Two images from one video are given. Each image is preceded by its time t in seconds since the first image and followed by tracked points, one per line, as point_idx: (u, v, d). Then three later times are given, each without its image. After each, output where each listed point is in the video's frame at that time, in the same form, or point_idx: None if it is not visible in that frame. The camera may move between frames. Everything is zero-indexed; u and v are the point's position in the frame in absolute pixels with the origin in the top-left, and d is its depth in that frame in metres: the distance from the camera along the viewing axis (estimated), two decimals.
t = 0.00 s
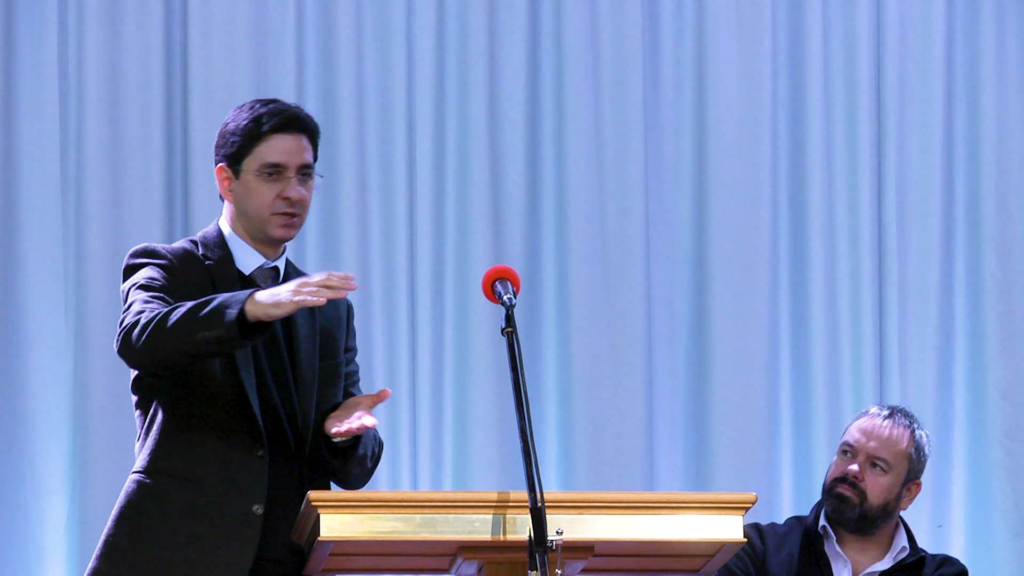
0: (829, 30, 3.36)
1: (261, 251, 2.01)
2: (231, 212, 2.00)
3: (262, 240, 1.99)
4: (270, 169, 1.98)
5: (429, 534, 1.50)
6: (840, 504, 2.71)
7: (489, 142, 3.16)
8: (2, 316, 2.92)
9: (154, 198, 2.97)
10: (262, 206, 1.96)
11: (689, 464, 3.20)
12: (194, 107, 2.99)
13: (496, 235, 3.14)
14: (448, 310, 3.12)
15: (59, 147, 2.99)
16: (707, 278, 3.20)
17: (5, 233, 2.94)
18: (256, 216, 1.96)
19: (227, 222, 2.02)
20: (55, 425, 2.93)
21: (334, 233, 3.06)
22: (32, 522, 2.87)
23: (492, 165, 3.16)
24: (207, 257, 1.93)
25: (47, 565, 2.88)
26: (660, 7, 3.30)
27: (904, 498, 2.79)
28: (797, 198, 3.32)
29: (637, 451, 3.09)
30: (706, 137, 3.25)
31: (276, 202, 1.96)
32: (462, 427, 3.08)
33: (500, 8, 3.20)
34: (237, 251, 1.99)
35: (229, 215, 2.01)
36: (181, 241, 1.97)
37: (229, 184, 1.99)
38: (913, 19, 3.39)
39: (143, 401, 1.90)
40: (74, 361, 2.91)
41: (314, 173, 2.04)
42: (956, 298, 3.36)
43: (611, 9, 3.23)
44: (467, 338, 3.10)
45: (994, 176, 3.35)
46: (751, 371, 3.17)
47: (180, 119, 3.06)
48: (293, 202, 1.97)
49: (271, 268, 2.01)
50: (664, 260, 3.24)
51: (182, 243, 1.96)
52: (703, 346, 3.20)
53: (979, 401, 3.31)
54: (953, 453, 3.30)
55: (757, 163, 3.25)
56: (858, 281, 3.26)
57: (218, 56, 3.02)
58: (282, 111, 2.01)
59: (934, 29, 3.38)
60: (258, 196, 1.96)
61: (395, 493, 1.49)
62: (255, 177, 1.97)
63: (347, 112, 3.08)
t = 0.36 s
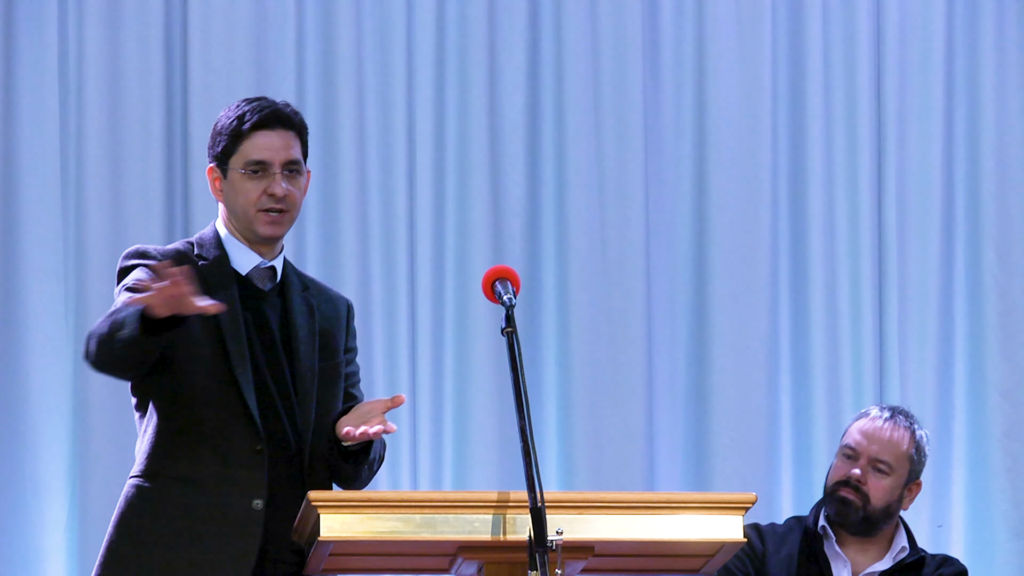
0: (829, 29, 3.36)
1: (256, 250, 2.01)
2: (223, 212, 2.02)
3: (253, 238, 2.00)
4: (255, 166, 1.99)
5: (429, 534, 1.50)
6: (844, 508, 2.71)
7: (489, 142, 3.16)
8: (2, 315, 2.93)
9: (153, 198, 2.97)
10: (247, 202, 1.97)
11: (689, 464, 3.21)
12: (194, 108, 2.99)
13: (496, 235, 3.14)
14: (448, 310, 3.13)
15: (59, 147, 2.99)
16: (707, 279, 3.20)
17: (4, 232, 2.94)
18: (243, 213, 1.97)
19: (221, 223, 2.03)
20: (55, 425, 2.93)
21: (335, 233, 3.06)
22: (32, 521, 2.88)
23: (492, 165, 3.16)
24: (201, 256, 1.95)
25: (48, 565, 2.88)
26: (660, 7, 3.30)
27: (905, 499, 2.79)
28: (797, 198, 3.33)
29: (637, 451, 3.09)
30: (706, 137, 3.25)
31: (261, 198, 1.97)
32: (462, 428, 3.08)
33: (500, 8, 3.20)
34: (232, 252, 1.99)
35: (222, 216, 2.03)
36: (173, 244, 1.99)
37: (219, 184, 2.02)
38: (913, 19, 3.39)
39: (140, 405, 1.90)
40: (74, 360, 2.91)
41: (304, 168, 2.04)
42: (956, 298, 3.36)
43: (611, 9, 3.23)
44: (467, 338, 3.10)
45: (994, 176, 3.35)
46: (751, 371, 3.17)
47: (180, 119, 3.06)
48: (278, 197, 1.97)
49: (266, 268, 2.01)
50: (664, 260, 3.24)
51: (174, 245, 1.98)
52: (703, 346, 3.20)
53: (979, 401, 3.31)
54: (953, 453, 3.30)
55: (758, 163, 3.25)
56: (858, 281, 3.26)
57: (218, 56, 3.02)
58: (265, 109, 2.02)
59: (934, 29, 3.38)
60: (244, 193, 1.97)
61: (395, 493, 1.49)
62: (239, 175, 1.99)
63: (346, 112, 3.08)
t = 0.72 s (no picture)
0: (829, 29, 3.36)
1: (242, 249, 2.00)
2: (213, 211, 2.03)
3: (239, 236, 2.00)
4: (240, 164, 1.99)
5: (428, 534, 1.50)
6: (859, 524, 2.68)
7: (489, 142, 3.16)
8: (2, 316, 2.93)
9: (153, 198, 2.97)
10: (231, 199, 1.97)
11: (689, 464, 3.20)
12: (194, 108, 2.99)
13: (496, 235, 3.14)
14: (448, 310, 3.12)
15: (59, 147, 2.99)
16: (707, 279, 3.20)
17: (4, 233, 2.94)
18: (227, 210, 1.97)
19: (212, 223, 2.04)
20: (55, 425, 2.93)
21: (335, 233, 3.06)
22: (32, 521, 2.88)
23: (493, 165, 3.16)
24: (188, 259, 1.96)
25: (48, 565, 2.88)
26: (660, 7, 3.30)
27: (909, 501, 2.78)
28: (797, 198, 3.32)
29: (637, 451, 3.09)
30: (706, 137, 3.24)
31: (244, 196, 1.97)
32: (462, 428, 3.08)
33: (500, 8, 3.20)
34: (220, 252, 1.99)
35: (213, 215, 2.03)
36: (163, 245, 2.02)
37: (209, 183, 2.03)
38: (913, 18, 3.39)
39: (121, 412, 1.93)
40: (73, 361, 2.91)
41: (294, 168, 2.03)
42: (956, 298, 3.36)
43: (611, 9, 3.22)
44: (467, 338, 3.09)
45: (994, 176, 3.35)
46: (751, 371, 3.17)
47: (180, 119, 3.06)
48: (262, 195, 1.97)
49: (252, 268, 2.00)
50: (664, 260, 3.24)
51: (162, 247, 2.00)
52: (703, 346, 3.20)
53: (979, 401, 3.31)
54: (953, 453, 3.30)
55: (758, 164, 3.25)
56: (859, 281, 3.26)
57: (218, 56, 3.02)
58: (250, 109, 2.01)
59: (934, 29, 3.38)
60: (229, 191, 1.98)
61: (395, 494, 1.49)
62: (225, 174, 1.99)
63: (346, 111, 3.08)
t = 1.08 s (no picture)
0: (829, 29, 3.36)
1: (259, 241, 2.70)
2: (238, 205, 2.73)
3: (257, 229, 2.70)
4: (251, 165, 2.67)
5: (429, 534, 1.50)
6: (859, 526, 2.68)
7: (489, 141, 3.16)
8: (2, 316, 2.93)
9: (153, 198, 2.97)
10: (245, 200, 2.68)
11: (689, 464, 3.20)
12: (193, 107, 2.99)
13: (496, 235, 3.14)
14: (447, 310, 3.12)
15: (59, 147, 3.00)
16: (707, 279, 3.20)
17: (4, 232, 2.95)
18: (244, 209, 2.68)
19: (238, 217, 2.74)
20: (54, 423, 2.90)
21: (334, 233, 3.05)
22: (32, 521, 2.88)
23: (492, 165, 3.16)
24: (208, 264, 2.69)
25: (48, 564, 2.88)
26: (660, 7, 3.30)
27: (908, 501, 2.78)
28: (797, 197, 3.32)
29: (637, 451, 3.09)
30: (706, 137, 3.24)
31: (256, 198, 2.68)
32: (462, 428, 3.08)
33: (500, 8, 3.21)
34: (242, 250, 2.70)
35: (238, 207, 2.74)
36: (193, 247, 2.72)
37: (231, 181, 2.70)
38: (913, 19, 3.39)
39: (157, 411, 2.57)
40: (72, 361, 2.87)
41: (301, 166, 2.71)
42: (957, 298, 3.36)
43: (611, 9, 3.23)
44: (467, 337, 3.09)
45: (994, 176, 3.35)
46: (751, 371, 3.17)
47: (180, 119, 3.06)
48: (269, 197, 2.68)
49: (274, 266, 2.71)
50: (664, 260, 3.23)
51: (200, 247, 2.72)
52: (702, 346, 3.20)
53: (979, 401, 3.30)
54: (953, 453, 3.30)
55: (757, 164, 3.25)
56: (858, 281, 3.26)
57: (218, 56, 3.02)
58: (263, 112, 2.74)
59: (934, 29, 3.38)
60: (244, 192, 2.68)
61: (395, 493, 1.49)
62: (241, 173, 2.68)
63: (346, 110, 3.06)
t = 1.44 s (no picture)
0: (829, 29, 3.36)
1: (291, 238, 2.75)
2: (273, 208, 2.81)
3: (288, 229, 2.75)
4: (282, 165, 2.74)
5: (428, 534, 1.50)
6: (858, 528, 2.69)
7: (489, 141, 3.16)
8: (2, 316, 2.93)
9: (153, 197, 2.97)
10: (277, 198, 2.75)
11: (689, 465, 3.20)
12: (194, 108, 3.00)
13: (496, 235, 3.14)
14: (448, 309, 3.11)
15: (59, 147, 3.00)
16: (707, 279, 3.20)
17: (5, 232, 2.95)
18: (277, 209, 2.75)
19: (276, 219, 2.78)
20: (55, 425, 2.92)
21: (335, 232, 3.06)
22: (32, 522, 2.88)
23: (493, 165, 3.16)
24: (245, 263, 2.75)
25: (48, 564, 2.88)
26: (660, 8, 3.30)
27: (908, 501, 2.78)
28: (797, 197, 3.32)
29: (637, 451, 3.09)
30: (706, 137, 3.24)
31: (287, 198, 2.75)
32: (462, 428, 3.07)
33: (500, 8, 3.21)
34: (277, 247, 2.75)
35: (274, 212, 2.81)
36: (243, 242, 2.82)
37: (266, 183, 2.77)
38: (913, 19, 3.39)
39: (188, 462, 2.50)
40: (73, 362, 2.89)
41: (328, 167, 2.76)
42: (957, 298, 3.36)
43: (611, 10, 3.23)
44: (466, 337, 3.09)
45: (994, 176, 3.35)
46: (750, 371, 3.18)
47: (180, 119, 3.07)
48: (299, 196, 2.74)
49: (306, 263, 2.74)
50: (664, 261, 3.23)
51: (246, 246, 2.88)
52: (703, 346, 3.20)
53: (979, 401, 3.31)
54: (953, 453, 3.30)
55: (757, 164, 3.25)
56: (858, 282, 3.27)
57: (218, 57, 3.02)
58: (292, 113, 2.79)
59: (934, 29, 3.38)
60: (275, 192, 2.75)
61: (395, 493, 1.49)
62: (274, 175, 2.75)
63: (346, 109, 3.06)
